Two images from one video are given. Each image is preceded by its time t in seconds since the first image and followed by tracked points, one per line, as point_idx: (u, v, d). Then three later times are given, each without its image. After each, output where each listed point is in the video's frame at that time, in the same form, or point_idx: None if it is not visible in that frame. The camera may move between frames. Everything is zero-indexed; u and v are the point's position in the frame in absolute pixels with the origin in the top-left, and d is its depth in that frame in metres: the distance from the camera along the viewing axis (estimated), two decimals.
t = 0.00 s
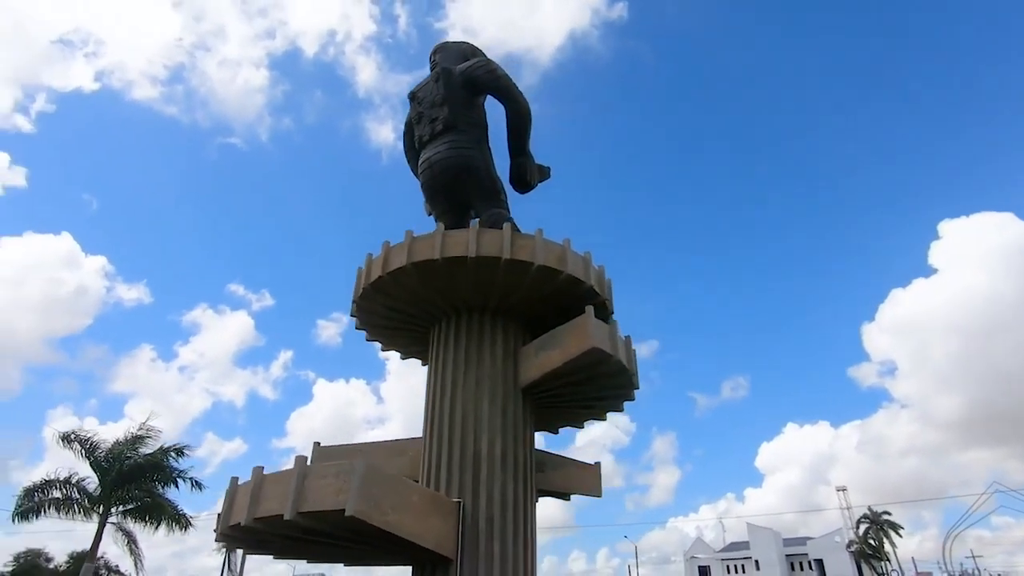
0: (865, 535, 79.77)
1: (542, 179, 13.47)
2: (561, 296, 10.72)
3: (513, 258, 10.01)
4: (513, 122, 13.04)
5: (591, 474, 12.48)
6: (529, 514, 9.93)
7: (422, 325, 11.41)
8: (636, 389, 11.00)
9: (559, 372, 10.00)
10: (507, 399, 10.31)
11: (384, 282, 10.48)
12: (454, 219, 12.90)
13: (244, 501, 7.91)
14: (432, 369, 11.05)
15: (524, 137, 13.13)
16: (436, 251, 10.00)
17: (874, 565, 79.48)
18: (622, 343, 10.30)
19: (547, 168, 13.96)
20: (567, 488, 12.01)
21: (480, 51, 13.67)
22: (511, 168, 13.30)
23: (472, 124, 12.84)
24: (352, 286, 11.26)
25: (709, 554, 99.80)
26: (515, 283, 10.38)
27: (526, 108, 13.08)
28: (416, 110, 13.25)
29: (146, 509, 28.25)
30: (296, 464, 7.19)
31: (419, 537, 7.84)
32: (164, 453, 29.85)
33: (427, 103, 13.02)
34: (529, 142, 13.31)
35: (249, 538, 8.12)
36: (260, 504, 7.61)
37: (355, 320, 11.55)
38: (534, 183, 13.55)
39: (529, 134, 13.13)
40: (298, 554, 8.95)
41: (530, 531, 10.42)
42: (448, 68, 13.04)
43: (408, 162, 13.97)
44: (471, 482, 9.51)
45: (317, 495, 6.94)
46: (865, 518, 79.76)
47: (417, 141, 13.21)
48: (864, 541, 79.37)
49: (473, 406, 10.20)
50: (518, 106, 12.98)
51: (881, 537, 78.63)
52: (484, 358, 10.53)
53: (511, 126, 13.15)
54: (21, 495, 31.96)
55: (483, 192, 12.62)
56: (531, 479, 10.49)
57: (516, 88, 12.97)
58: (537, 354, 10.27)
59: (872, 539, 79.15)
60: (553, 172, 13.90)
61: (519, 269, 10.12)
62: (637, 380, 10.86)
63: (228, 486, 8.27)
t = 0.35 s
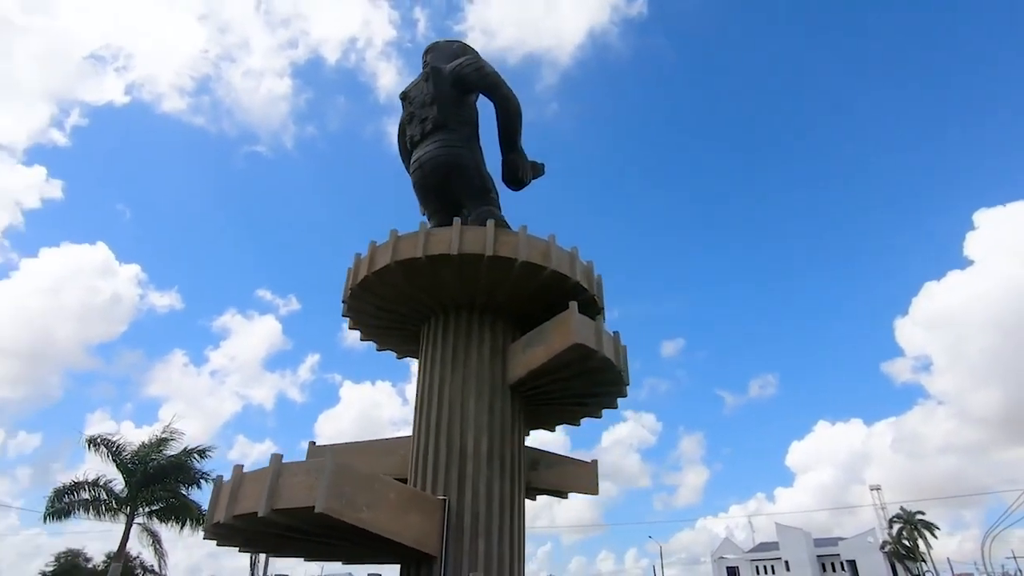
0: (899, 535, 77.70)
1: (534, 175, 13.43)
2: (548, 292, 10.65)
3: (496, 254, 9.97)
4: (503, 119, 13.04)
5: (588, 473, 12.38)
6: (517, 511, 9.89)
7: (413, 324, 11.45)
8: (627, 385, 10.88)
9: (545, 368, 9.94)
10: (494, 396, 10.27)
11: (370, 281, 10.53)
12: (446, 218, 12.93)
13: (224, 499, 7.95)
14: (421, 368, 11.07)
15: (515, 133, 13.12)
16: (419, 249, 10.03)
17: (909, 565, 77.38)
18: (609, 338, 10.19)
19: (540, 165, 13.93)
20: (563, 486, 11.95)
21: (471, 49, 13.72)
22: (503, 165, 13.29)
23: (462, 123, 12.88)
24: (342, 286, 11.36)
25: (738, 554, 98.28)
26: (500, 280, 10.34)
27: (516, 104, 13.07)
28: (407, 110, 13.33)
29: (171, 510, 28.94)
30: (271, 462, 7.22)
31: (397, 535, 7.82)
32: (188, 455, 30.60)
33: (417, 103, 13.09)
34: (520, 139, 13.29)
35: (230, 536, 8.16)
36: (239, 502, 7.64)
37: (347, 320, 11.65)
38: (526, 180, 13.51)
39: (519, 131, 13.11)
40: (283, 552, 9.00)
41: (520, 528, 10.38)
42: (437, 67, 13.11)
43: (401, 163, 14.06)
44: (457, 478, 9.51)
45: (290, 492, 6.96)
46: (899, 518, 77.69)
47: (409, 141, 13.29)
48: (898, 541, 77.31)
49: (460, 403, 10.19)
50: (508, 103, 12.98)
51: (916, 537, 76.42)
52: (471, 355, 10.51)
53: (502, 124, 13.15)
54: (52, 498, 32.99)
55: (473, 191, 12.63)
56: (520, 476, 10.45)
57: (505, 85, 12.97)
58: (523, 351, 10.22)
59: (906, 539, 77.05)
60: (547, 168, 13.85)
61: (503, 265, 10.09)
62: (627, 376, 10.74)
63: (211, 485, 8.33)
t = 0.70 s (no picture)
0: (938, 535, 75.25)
1: (525, 172, 13.39)
2: (532, 289, 10.58)
3: (477, 251, 9.91)
4: (493, 117, 13.02)
5: (583, 470, 12.29)
6: (502, 508, 9.88)
7: (401, 324, 11.48)
8: (615, 381, 10.73)
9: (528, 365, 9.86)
10: (479, 394, 10.25)
11: (355, 281, 10.59)
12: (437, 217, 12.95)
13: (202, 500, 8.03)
14: (409, 367, 11.10)
15: (504, 130, 13.11)
16: (400, 248, 10.05)
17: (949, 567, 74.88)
18: (594, 334, 10.04)
19: (532, 162, 13.90)
20: (556, 485, 11.90)
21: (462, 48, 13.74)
22: (492, 162, 13.29)
23: (450, 122, 12.90)
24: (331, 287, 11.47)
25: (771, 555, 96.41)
26: (482, 277, 10.31)
27: (505, 102, 13.04)
28: (397, 111, 13.40)
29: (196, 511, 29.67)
30: (242, 460, 7.28)
31: (372, 533, 7.84)
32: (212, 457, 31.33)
33: (406, 103, 13.15)
34: (509, 136, 13.27)
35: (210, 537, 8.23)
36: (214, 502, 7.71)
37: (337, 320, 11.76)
38: (518, 177, 13.45)
39: (508, 128, 13.09)
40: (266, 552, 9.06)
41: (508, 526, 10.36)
42: (426, 67, 13.15)
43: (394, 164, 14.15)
44: (439, 476, 9.52)
45: (260, 489, 7.00)
46: (938, 517, 75.26)
47: (399, 142, 13.36)
48: (937, 541, 74.88)
49: (445, 401, 10.18)
50: (496, 101, 12.97)
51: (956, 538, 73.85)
52: (456, 354, 10.50)
53: (492, 122, 13.14)
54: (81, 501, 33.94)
55: (462, 189, 12.64)
56: (507, 473, 10.41)
57: (493, 83, 12.98)
58: (507, 348, 10.17)
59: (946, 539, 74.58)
60: (539, 165, 13.78)
61: (484, 262, 10.05)
62: (615, 373, 10.56)
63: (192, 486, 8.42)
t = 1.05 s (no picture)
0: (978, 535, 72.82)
1: (518, 173, 13.22)
2: (520, 289, 10.48)
3: (461, 253, 9.86)
4: (484, 118, 12.95)
5: (581, 472, 12.12)
6: (491, 512, 9.77)
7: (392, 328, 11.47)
8: (607, 382, 10.54)
9: (514, 367, 9.75)
10: (467, 396, 10.18)
11: (342, 286, 10.61)
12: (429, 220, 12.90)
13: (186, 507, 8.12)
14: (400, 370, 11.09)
15: (496, 131, 13.04)
16: (384, 252, 10.04)
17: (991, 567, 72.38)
18: (582, 334, 9.91)
19: (526, 163, 13.77)
20: (553, 487, 11.73)
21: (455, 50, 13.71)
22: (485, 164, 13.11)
23: (442, 124, 12.86)
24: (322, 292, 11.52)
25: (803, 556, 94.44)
26: (468, 279, 10.25)
27: (496, 102, 12.96)
28: (389, 115, 13.42)
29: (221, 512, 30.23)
30: (218, 467, 7.34)
31: (351, 538, 7.88)
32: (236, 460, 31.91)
33: (398, 107, 13.17)
34: (501, 136, 13.12)
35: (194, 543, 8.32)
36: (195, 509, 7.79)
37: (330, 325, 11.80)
38: (512, 178, 13.29)
39: (500, 129, 13.02)
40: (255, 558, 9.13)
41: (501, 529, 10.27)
42: (418, 70, 13.17)
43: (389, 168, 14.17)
44: (426, 480, 9.49)
45: (233, 496, 7.05)
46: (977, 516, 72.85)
47: (392, 146, 13.37)
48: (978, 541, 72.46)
49: (433, 404, 10.15)
50: (487, 102, 12.90)
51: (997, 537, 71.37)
52: (444, 356, 10.46)
53: (484, 123, 13.06)
54: (109, 504, 34.60)
55: (454, 191, 12.59)
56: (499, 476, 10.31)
57: (483, 84, 12.95)
58: (494, 350, 10.09)
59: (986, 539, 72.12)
60: (535, 166, 13.62)
61: (469, 263, 9.98)
62: (606, 373, 10.41)
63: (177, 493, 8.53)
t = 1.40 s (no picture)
0: None
1: (515, 172, 13.26)
2: (511, 287, 10.47)
3: (449, 253, 9.89)
4: (479, 119, 12.98)
5: (586, 473, 11.96)
6: (484, 510, 9.83)
7: (390, 329, 11.56)
8: (602, 379, 10.44)
9: (506, 365, 9.73)
10: (460, 395, 10.20)
11: (337, 288, 10.73)
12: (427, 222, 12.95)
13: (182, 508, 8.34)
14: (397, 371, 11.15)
15: (491, 132, 13.07)
16: (375, 253, 10.13)
17: None
18: (573, 332, 9.84)
19: (525, 162, 13.76)
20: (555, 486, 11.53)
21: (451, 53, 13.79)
22: (482, 164, 13.18)
23: (437, 126, 12.94)
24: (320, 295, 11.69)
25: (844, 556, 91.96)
26: (459, 279, 10.28)
27: (491, 103, 12.99)
28: (387, 120, 13.55)
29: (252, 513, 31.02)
30: (206, 468, 7.53)
31: (340, 537, 7.97)
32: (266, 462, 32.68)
33: (395, 112, 13.29)
34: (497, 136, 13.16)
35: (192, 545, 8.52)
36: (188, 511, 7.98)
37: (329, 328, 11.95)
38: (509, 177, 13.33)
39: (496, 129, 13.04)
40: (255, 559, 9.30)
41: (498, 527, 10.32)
42: (413, 74, 13.29)
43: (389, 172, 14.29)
44: (419, 478, 9.61)
45: (218, 496, 7.22)
46: None
47: (390, 150, 13.48)
48: None
49: (427, 404, 10.23)
50: (482, 102, 12.94)
51: None
52: (438, 356, 10.50)
53: (480, 123, 13.10)
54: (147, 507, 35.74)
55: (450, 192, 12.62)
56: (496, 474, 10.37)
57: (478, 85, 13.00)
58: (486, 349, 10.07)
59: None
60: (533, 164, 13.58)
61: (458, 263, 10.02)
62: (601, 370, 10.31)
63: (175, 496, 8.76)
